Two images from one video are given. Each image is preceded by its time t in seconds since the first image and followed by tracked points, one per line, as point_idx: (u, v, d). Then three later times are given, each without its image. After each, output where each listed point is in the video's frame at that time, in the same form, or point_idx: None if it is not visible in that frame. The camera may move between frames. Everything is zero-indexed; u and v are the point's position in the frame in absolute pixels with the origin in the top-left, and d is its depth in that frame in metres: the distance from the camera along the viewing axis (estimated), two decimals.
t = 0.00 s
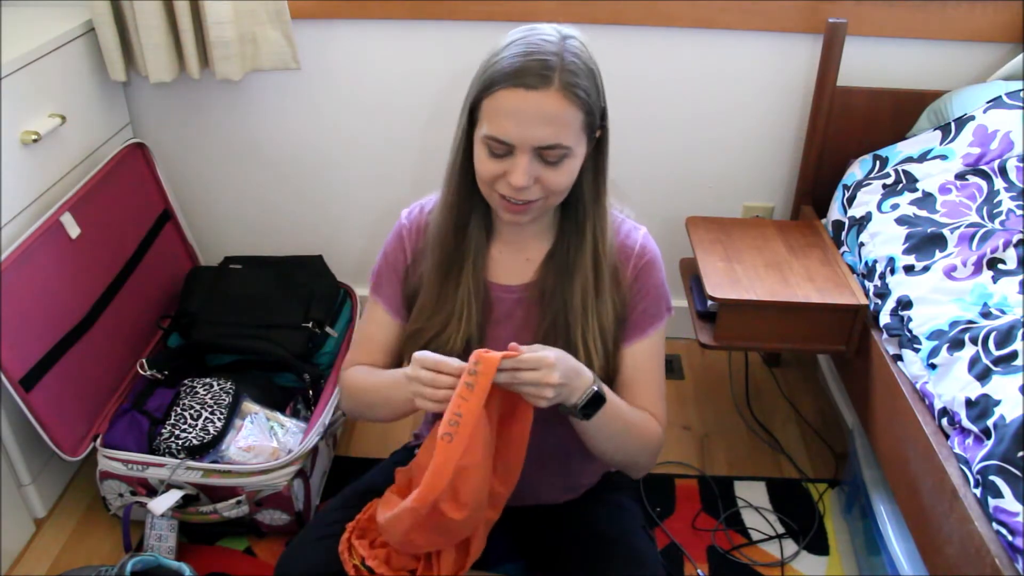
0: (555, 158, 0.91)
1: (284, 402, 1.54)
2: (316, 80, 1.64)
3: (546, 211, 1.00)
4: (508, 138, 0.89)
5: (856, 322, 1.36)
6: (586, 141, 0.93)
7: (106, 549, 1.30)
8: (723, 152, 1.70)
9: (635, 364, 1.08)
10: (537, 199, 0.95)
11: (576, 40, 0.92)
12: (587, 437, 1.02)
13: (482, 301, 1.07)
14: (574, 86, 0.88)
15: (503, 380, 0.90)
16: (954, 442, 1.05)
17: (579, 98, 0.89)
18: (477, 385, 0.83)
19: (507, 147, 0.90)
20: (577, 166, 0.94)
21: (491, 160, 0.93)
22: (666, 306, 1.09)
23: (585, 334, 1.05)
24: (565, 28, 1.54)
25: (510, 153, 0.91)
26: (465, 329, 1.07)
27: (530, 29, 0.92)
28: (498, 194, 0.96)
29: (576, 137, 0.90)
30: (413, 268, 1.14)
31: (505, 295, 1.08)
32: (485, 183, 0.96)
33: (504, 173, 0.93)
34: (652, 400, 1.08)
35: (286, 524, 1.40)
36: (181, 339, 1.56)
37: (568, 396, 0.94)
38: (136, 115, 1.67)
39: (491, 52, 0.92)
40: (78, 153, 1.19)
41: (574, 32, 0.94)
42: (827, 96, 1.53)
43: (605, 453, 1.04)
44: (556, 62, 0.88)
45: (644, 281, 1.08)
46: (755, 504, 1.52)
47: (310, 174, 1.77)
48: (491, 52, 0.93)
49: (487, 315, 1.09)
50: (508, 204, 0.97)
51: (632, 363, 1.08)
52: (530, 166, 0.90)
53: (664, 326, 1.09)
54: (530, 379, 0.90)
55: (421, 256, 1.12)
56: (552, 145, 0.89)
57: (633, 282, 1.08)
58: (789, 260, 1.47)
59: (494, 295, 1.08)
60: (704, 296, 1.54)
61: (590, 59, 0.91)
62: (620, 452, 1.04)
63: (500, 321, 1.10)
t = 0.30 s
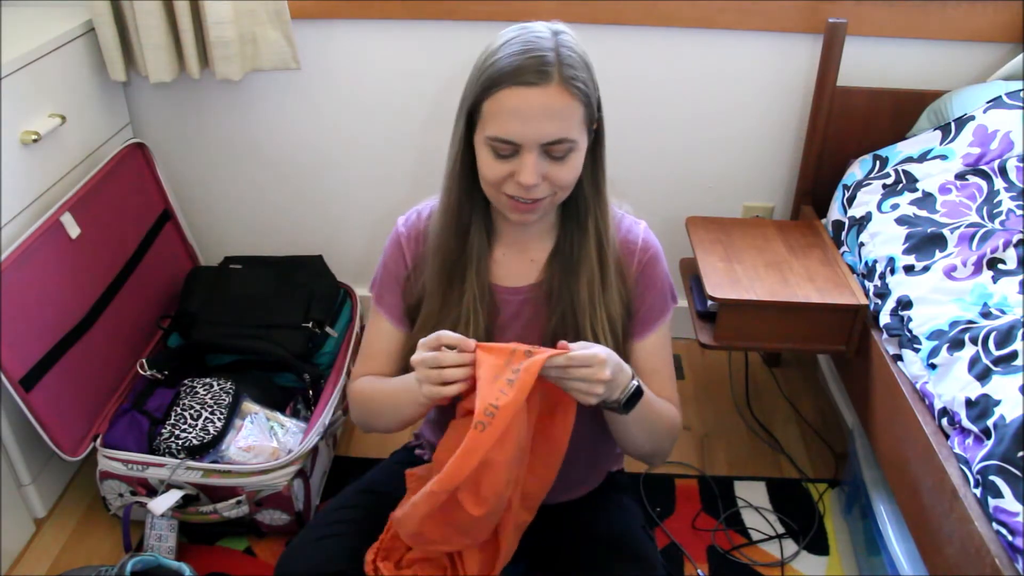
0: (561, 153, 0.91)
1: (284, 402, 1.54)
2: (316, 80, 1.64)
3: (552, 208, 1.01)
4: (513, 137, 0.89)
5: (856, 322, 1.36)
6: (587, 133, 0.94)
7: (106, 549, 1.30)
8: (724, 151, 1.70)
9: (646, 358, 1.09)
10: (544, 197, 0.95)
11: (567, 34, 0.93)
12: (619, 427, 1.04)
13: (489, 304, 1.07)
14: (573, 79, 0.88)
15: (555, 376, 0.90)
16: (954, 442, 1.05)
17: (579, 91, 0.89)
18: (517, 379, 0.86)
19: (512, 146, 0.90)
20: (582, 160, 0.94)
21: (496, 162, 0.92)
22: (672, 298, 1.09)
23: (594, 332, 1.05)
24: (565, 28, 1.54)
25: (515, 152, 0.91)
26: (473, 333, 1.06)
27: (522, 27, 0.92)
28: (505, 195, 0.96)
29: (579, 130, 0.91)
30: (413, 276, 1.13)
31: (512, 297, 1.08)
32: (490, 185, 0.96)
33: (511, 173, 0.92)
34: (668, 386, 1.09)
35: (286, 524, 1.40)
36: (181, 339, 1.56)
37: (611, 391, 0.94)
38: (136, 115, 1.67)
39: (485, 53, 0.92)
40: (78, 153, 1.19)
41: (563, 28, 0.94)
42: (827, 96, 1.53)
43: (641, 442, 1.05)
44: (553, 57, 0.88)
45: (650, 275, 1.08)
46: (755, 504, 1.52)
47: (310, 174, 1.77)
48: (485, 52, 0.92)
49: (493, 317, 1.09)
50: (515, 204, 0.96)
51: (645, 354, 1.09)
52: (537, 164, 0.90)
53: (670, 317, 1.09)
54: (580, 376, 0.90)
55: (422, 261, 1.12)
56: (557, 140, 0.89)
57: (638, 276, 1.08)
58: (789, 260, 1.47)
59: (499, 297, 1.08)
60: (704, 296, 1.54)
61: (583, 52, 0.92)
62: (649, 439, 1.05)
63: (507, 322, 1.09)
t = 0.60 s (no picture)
0: (560, 154, 0.91)
1: (284, 402, 1.54)
2: (316, 80, 1.64)
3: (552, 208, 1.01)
4: (512, 138, 0.89)
5: (856, 322, 1.36)
6: (586, 133, 0.93)
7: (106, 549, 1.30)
8: (724, 151, 1.70)
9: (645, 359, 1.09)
10: (543, 198, 0.95)
11: (567, 35, 0.93)
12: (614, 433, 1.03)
13: (488, 304, 1.07)
14: (571, 79, 0.88)
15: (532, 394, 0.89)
16: (954, 442, 1.05)
17: (578, 92, 0.89)
18: (514, 368, 0.85)
19: (511, 147, 0.90)
20: (580, 160, 0.94)
21: (495, 163, 0.92)
22: (671, 298, 1.10)
23: (592, 331, 1.05)
24: (565, 28, 1.54)
25: (514, 153, 0.91)
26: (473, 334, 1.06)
27: (521, 27, 0.92)
28: (504, 196, 0.96)
29: (578, 130, 0.90)
30: (414, 277, 1.13)
31: (513, 296, 1.08)
32: (489, 186, 0.96)
33: (510, 174, 0.92)
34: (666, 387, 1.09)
35: (286, 524, 1.40)
36: (181, 339, 1.56)
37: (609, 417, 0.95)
38: (136, 116, 1.67)
39: (484, 54, 0.92)
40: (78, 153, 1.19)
41: (562, 28, 0.94)
42: (827, 96, 1.53)
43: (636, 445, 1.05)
44: (552, 57, 0.88)
45: (649, 276, 1.08)
46: (755, 504, 1.52)
47: (310, 173, 1.77)
48: (484, 52, 0.92)
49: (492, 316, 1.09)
50: (514, 205, 0.96)
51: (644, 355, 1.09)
52: (536, 164, 0.90)
53: (671, 317, 1.09)
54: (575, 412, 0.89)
55: (422, 262, 1.12)
56: (555, 141, 0.89)
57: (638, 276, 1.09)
58: (789, 260, 1.48)
59: (499, 296, 1.08)
60: (704, 296, 1.54)
61: (583, 53, 0.92)
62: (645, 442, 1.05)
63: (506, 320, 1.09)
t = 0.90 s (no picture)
0: (558, 161, 0.91)
1: (284, 402, 1.54)
2: (316, 80, 1.64)
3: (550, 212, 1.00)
4: (511, 144, 0.89)
5: (856, 322, 1.36)
6: (585, 140, 0.93)
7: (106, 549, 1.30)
8: (724, 151, 1.70)
9: (642, 363, 1.09)
10: (539, 203, 0.95)
11: (570, 41, 0.93)
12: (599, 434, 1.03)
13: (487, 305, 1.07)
14: (572, 87, 0.88)
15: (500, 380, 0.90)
16: (954, 442, 1.04)
17: (578, 100, 0.89)
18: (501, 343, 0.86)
19: (510, 152, 0.90)
20: (579, 167, 0.93)
21: (494, 167, 0.92)
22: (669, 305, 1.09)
23: (590, 333, 1.04)
24: (565, 28, 1.54)
25: (512, 159, 0.91)
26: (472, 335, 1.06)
27: (524, 31, 0.92)
28: (502, 200, 0.96)
29: (578, 138, 0.90)
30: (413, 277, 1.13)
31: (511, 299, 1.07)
32: (487, 190, 0.96)
33: (508, 179, 0.92)
34: (659, 391, 1.10)
35: (285, 524, 1.40)
36: (181, 339, 1.56)
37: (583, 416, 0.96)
38: (136, 116, 1.67)
39: (485, 58, 0.92)
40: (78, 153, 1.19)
41: (565, 33, 0.94)
42: (827, 96, 1.53)
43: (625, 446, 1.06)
44: (553, 64, 0.88)
45: (648, 279, 1.08)
46: (755, 504, 1.52)
47: (310, 173, 1.77)
48: (486, 55, 0.92)
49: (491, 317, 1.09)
50: (512, 209, 0.96)
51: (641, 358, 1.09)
52: (534, 170, 0.90)
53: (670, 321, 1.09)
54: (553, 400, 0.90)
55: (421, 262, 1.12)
56: (553, 148, 0.89)
57: (636, 280, 1.08)
58: (789, 260, 1.47)
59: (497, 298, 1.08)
60: (704, 296, 1.54)
61: (585, 59, 0.92)
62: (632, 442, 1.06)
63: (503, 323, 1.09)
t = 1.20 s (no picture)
0: (557, 164, 0.91)
1: (284, 402, 1.54)
2: (316, 80, 1.64)
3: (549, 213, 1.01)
4: (511, 151, 0.89)
5: (856, 322, 1.36)
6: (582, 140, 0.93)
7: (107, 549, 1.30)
8: (724, 151, 1.70)
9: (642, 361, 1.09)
10: (540, 206, 0.95)
11: (561, 41, 0.92)
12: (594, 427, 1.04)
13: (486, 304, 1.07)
14: (567, 90, 0.88)
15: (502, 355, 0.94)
16: (954, 442, 1.04)
17: (574, 103, 0.89)
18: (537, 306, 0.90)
19: (509, 159, 0.90)
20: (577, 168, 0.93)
21: (494, 174, 0.92)
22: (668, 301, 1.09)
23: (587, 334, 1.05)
24: (565, 28, 1.54)
25: (512, 165, 0.91)
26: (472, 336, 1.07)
27: (515, 33, 0.91)
28: (503, 205, 0.96)
29: (575, 139, 0.90)
30: (412, 278, 1.13)
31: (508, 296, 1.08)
32: (487, 196, 0.96)
33: (508, 184, 0.92)
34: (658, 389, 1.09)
35: (286, 524, 1.40)
36: (181, 339, 1.55)
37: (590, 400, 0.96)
38: (136, 116, 1.67)
39: (477, 64, 0.91)
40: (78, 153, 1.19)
41: (554, 33, 0.94)
42: (827, 96, 1.53)
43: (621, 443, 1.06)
44: (547, 68, 0.88)
45: (647, 278, 1.08)
46: (755, 504, 1.52)
47: (309, 173, 1.77)
48: (477, 60, 0.92)
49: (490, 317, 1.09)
50: (514, 213, 0.96)
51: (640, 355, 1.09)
52: (534, 175, 0.90)
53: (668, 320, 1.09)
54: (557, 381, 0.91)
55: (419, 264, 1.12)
56: (552, 151, 0.89)
57: (634, 278, 1.09)
58: (789, 260, 1.47)
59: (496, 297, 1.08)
60: (704, 296, 1.55)
61: (577, 60, 0.92)
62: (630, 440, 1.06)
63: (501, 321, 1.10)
